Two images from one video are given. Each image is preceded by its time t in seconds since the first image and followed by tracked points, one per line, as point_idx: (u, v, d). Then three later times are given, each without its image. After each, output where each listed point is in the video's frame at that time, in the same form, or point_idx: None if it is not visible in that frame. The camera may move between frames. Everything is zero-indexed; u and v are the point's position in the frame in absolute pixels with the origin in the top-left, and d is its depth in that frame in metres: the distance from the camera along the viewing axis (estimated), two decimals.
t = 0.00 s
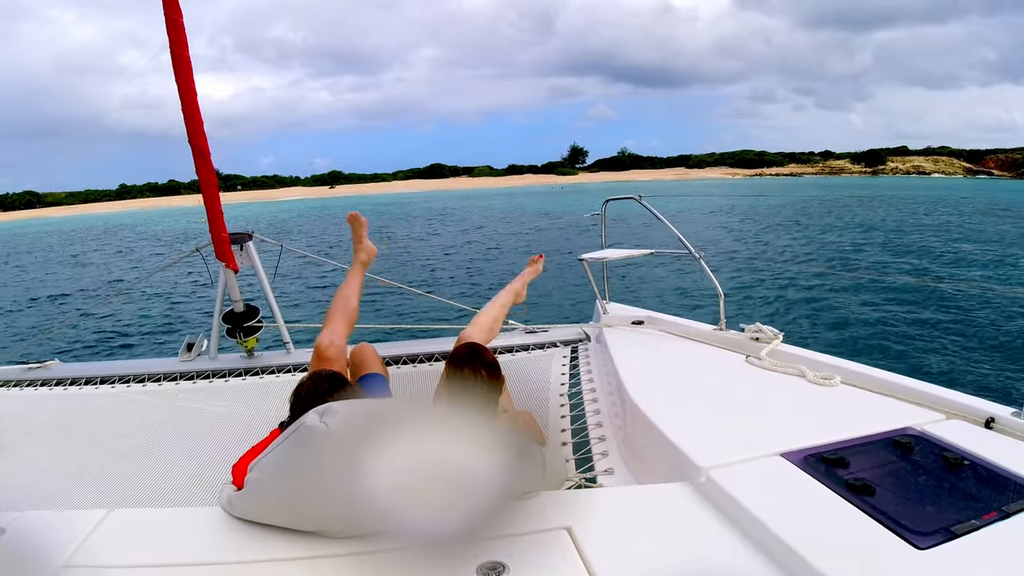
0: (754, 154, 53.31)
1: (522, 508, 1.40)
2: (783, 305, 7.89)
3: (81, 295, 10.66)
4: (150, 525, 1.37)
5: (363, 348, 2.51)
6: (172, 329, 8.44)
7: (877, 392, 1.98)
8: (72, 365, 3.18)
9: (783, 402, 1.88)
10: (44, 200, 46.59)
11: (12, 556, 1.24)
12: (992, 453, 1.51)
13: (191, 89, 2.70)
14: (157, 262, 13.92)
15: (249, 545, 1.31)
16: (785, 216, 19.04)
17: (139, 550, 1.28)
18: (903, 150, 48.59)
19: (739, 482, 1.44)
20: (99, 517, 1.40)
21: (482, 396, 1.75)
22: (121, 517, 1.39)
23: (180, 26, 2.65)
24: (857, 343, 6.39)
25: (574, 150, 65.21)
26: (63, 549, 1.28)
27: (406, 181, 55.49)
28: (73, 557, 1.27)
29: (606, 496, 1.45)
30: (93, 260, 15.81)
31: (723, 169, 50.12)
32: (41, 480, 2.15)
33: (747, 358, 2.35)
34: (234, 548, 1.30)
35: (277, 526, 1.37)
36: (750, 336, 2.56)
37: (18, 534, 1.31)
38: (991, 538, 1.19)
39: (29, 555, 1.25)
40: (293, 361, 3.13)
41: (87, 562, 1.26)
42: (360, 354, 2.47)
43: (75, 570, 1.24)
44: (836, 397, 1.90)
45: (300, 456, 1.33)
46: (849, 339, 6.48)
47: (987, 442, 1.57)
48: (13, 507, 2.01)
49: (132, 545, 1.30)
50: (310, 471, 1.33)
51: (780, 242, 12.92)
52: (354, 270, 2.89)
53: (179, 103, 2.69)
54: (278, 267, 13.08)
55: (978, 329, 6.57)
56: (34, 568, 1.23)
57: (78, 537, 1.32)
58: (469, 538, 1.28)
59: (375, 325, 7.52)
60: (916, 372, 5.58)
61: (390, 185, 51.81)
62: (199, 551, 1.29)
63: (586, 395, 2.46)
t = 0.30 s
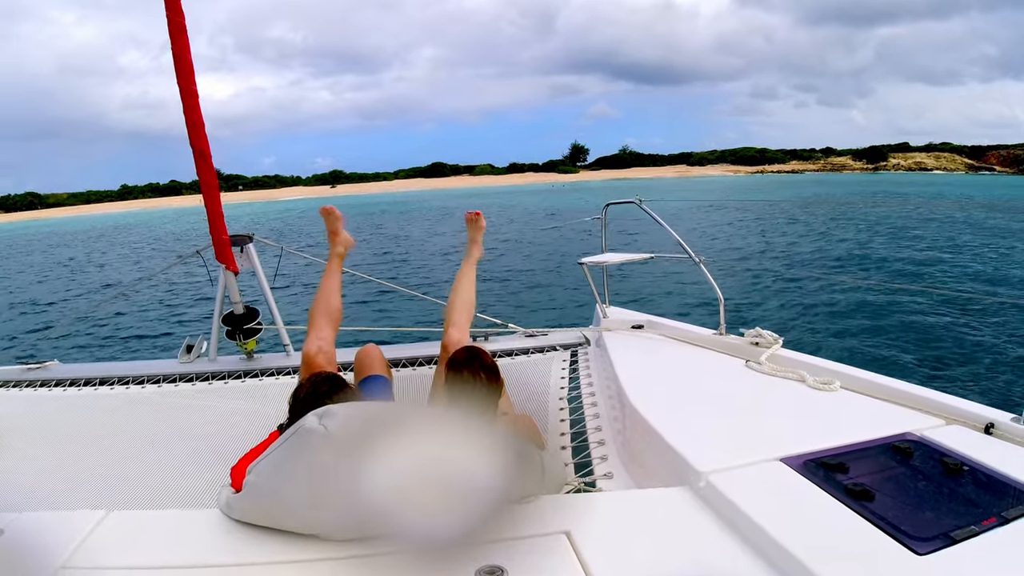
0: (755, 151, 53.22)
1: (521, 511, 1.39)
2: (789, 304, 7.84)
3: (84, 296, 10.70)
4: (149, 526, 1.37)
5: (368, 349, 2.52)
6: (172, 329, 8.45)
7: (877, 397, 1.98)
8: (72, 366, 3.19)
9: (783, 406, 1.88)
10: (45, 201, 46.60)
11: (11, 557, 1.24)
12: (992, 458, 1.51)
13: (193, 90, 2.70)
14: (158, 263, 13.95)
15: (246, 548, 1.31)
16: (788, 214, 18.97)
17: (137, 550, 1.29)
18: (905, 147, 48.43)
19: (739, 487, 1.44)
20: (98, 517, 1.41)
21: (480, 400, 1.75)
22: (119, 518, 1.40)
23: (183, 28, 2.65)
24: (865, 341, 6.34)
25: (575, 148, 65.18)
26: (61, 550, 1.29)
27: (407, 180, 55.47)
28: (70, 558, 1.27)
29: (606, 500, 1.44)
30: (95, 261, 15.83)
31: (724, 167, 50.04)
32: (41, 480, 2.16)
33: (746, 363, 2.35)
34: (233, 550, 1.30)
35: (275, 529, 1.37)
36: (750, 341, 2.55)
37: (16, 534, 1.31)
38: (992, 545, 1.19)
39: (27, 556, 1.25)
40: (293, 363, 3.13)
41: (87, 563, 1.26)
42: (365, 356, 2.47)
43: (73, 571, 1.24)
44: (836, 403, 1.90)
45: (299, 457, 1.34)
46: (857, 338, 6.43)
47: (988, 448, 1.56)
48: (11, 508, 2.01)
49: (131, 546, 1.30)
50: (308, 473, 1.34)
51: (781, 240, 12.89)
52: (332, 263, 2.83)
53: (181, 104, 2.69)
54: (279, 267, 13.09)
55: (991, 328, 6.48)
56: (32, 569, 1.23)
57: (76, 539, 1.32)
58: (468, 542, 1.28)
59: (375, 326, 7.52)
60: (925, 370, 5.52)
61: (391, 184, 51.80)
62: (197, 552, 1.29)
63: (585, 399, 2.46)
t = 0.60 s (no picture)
0: (756, 148, 53.13)
1: (521, 513, 1.39)
2: (795, 300, 7.84)
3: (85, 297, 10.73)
4: (149, 527, 1.37)
5: (374, 351, 2.52)
6: (173, 330, 8.47)
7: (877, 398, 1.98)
8: (72, 367, 3.19)
9: (785, 408, 1.88)
10: (47, 202, 46.64)
11: (11, 559, 1.24)
12: (994, 459, 1.51)
13: (194, 92, 2.70)
14: (159, 263, 13.97)
15: (246, 549, 1.31)
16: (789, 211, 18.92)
17: (136, 552, 1.29)
18: (906, 143, 48.28)
19: (741, 488, 1.44)
20: (98, 518, 1.41)
21: (480, 403, 1.75)
22: (119, 520, 1.40)
23: (184, 29, 2.65)
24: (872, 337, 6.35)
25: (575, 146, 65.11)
26: (62, 551, 1.29)
27: (408, 179, 55.44)
28: (71, 559, 1.27)
29: (606, 501, 1.45)
30: (96, 262, 15.86)
31: (725, 165, 49.96)
32: (42, 482, 2.16)
33: (747, 364, 2.35)
34: (232, 552, 1.30)
35: (274, 530, 1.37)
36: (751, 342, 2.55)
37: (16, 537, 1.31)
38: (993, 545, 1.18)
39: (27, 558, 1.26)
40: (293, 364, 3.13)
41: (87, 565, 1.26)
42: (371, 357, 2.47)
43: (73, 572, 1.24)
44: (837, 404, 1.90)
45: (301, 458, 1.36)
46: (865, 334, 6.42)
47: (989, 449, 1.56)
48: (12, 510, 2.02)
49: (131, 547, 1.30)
50: (310, 474, 1.36)
51: (782, 237, 12.86)
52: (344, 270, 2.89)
53: (182, 106, 2.68)
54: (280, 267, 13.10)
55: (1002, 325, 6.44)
56: (32, 570, 1.23)
57: (76, 540, 1.33)
58: (468, 542, 1.27)
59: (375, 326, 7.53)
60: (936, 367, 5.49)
61: (391, 183, 51.77)
62: (197, 554, 1.29)
63: (586, 400, 2.45)
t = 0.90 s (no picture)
0: (756, 146, 53.09)
1: (523, 510, 1.38)
2: (801, 297, 7.81)
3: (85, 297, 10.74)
4: (152, 528, 1.37)
5: (382, 350, 2.52)
6: (172, 330, 8.48)
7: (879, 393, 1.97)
8: (73, 368, 3.20)
9: (786, 403, 1.88)
10: (46, 203, 46.61)
11: (15, 560, 1.25)
12: (996, 454, 1.50)
13: (193, 93, 2.70)
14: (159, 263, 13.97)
15: (248, 547, 1.31)
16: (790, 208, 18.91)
17: (139, 551, 1.29)
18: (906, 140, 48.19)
19: (743, 485, 1.44)
20: (101, 519, 1.42)
21: (482, 401, 1.74)
22: (121, 521, 1.40)
23: (182, 29, 2.65)
24: (879, 334, 6.32)
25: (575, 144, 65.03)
26: (65, 552, 1.29)
27: (408, 178, 55.39)
28: (74, 560, 1.28)
29: (608, 498, 1.45)
30: (96, 262, 15.87)
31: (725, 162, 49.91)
32: (43, 483, 2.16)
33: (748, 360, 2.35)
34: (234, 552, 1.30)
35: (276, 529, 1.37)
36: (752, 338, 2.54)
37: (19, 538, 1.31)
38: (996, 540, 1.18)
39: (30, 559, 1.26)
40: (294, 364, 3.13)
41: (90, 565, 1.26)
42: (380, 356, 2.48)
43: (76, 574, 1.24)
44: (839, 399, 1.90)
45: (304, 458, 1.40)
46: (868, 331, 6.41)
47: (992, 443, 1.56)
48: (15, 511, 2.02)
49: (134, 547, 1.31)
50: (312, 474, 1.39)
51: (782, 234, 12.84)
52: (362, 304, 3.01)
53: (181, 106, 2.68)
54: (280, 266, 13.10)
55: (1010, 320, 6.41)
56: (36, 570, 1.24)
57: (79, 540, 1.33)
58: (469, 541, 1.26)
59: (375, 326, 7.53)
60: (944, 363, 5.47)
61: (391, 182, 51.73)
62: (200, 553, 1.29)
63: (588, 397, 2.45)
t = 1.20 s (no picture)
0: (756, 146, 53.09)
1: (525, 505, 1.40)
2: (800, 296, 7.82)
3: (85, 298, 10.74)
4: (156, 527, 1.38)
5: (384, 347, 2.53)
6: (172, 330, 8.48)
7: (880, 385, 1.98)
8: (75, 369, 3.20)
9: (787, 395, 1.88)
10: (46, 203, 46.58)
11: (19, 561, 1.25)
12: (997, 444, 1.51)
13: (190, 92, 2.70)
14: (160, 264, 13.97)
15: (253, 546, 1.32)
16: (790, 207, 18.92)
17: (143, 552, 1.30)
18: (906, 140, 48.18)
19: (744, 477, 1.44)
20: (105, 519, 1.42)
21: (483, 396, 1.74)
22: (125, 520, 1.40)
23: (178, 28, 2.65)
24: (878, 333, 6.33)
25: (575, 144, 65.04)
26: (70, 553, 1.30)
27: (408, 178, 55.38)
28: (78, 561, 1.28)
29: (610, 491, 1.45)
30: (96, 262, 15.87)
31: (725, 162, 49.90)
32: (45, 485, 2.17)
33: (749, 353, 2.35)
34: (239, 550, 1.30)
35: (281, 526, 1.39)
36: (752, 330, 2.54)
37: (23, 540, 1.32)
38: (998, 529, 1.19)
39: (35, 561, 1.26)
40: (295, 361, 3.14)
41: (95, 565, 1.27)
42: (380, 353, 2.48)
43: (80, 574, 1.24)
44: (840, 391, 1.90)
45: (303, 456, 1.35)
46: (867, 330, 6.41)
47: (993, 434, 1.56)
48: (17, 512, 2.03)
49: (138, 547, 1.31)
50: (312, 471, 1.35)
51: (782, 234, 12.85)
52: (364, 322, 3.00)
53: (178, 105, 2.68)
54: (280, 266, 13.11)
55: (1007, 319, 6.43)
56: (41, 571, 1.25)
57: (84, 541, 1.33)
58: (473, 538, 1.28)
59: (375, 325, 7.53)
60: (946, 362, 5.48)
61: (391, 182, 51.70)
62: (205, 552, 1.30)
63: (589, 391, 2.46)
